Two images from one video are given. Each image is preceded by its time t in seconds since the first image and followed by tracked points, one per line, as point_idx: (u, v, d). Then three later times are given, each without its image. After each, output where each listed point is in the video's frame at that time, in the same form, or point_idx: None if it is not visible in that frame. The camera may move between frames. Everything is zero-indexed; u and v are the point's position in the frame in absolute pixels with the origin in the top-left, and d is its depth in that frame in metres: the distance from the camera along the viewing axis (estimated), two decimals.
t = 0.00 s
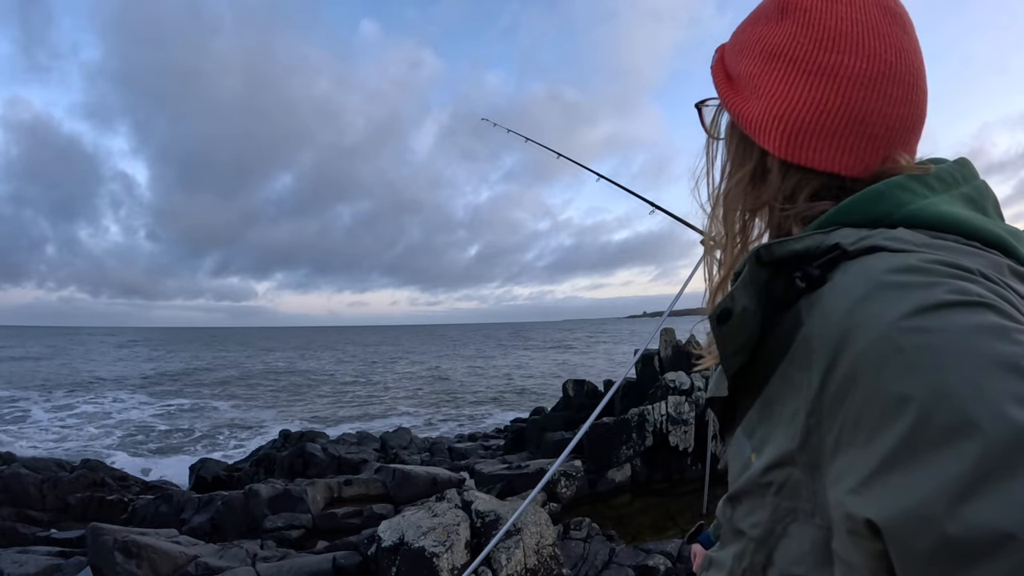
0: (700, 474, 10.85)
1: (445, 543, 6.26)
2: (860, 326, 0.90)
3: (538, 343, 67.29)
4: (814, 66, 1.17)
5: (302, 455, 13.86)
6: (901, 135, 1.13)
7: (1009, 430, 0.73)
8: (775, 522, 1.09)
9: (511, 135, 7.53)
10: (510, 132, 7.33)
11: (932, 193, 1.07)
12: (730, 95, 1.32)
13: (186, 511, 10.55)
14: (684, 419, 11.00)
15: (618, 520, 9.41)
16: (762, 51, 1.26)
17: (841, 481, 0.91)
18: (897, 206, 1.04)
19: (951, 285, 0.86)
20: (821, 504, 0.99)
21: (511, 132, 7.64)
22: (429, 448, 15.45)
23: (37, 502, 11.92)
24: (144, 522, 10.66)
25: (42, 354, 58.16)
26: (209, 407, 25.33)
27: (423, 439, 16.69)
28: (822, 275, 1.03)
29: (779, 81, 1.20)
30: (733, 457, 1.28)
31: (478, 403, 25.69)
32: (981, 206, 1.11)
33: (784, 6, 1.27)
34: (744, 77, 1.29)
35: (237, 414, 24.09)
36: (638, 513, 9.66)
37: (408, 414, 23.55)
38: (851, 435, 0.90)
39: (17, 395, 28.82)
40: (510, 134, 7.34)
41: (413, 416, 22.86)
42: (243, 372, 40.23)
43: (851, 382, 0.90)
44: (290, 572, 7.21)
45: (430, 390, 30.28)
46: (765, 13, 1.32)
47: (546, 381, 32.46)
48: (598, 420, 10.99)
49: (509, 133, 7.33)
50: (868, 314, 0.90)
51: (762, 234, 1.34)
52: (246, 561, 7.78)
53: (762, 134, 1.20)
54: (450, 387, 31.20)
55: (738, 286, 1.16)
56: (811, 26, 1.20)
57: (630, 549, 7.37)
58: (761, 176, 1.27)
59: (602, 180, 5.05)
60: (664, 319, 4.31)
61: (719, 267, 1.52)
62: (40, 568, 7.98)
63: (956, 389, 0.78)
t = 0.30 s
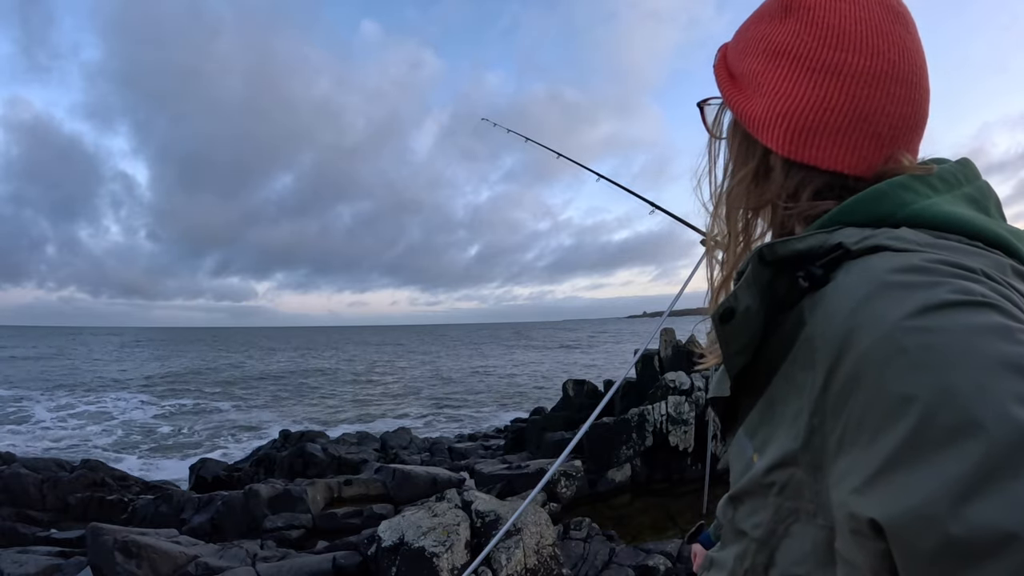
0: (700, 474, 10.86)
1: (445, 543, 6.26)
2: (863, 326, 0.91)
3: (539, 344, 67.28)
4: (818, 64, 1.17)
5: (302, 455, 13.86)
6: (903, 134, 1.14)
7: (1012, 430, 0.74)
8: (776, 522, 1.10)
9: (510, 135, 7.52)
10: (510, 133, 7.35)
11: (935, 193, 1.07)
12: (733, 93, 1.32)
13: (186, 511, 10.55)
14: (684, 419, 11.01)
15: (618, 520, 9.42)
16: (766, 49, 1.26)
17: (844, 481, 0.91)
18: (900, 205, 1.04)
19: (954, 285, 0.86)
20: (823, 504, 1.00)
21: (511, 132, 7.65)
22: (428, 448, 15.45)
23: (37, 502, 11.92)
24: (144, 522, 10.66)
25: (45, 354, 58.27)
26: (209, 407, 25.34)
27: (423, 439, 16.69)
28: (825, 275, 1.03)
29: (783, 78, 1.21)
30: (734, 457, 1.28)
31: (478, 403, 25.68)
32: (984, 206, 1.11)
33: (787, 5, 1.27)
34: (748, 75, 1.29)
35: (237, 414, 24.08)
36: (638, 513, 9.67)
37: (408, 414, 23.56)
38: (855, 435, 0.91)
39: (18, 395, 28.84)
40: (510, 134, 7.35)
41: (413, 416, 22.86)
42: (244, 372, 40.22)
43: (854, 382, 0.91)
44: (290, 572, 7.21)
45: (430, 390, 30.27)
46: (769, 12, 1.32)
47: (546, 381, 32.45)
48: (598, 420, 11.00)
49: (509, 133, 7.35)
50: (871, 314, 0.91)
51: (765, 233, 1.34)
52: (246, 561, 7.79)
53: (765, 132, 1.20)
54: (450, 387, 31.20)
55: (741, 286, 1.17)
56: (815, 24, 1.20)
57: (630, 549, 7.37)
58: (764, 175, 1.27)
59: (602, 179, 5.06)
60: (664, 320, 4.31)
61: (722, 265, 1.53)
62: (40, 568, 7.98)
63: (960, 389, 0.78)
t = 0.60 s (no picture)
0: (701, 474, 10.86)
1: (445, 543, 6.27)
2: (866, 325, 0.92)
3: (539, 344, 67.28)
4: (822, 64, 1.18)
5: (302, 455, 13.88)
6: (907, 134, 1.15)
7: (1012, 429, 0.75)
8: (778, 520, 1.11)
9: (510, 134, 7.53)
10: (511, 133, 7.36)
11: (938, 193, 1.08)
12: (736, 93, 1.34)
13: (186, 511, 10.58)
14: (684, 419, 11.01)
15: (618, 520, 9.42)
16: (770, 49, 1.28)
17: (846, 481, 0.92)
18: (902, 205, 1.06)
19: (956, 285, 0.87)
20: (825, 504, 1.01)
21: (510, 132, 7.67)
22: (428, 448, 15.45)
23: (37, 502, 11.93)
24: (145, 522, 10.68)
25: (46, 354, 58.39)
26: (210, 407, 25.35)
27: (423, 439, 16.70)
28: (828, 274, 1.04)
29: (786, 78, 1.22)
30: (736, 456, 1.29)
31: (478, 403, 25.68)
32: (986, 206, 1.12)
33: (790, 5, 1.28)
34: (751, 75, 1.31)
35: (237, 414, 24.09)
36: (638, 513, 9.68)
37: (408, 414, 23.57)
38: (856, 434, 0.92)
39: (19, 395, 28.85)
40: (510, 134, 7.36)
41: (413, 416, 22.87)
42: (244, 373, 40.24)
43: (857, 382, 0.92)
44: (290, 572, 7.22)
45: (431, 390, 30.28)
46: (773, 12, 1.34)
47: (546, 381, 32.47)
48: (598, 420, 11.01)
49: (510, 133, 7.36)
50: (874, 313, 0.92)
51: (768, 233, 1.36)
52: (246, 561, 7.80)
53: (769, 131, 1.21)
54: (450, 387, 31.20)
55: (744, 285, 1.18)
56: (818, 24, 1.21)
57: (630, 549, 7.38)
58: (768, 175, 1.29)
59: (601, 178, 5.07)
60: (663, 319, 4.32)
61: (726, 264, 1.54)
62: (40, 568, 8.00)
63: (963, 390, 0.79)
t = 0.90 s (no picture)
0: (701, 474, 10.86)
1: (445, 543, 6.28)
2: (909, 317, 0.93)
3: (539, 344, 67.28)
4: (856, 48, 1.30)
5: (302, 455, 13.89)
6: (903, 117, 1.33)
7: None
8: (799, 517, 1.10)
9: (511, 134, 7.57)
10: (510, 133, 7.39)
11: (957, 188, 1.10)
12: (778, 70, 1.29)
13: (186, 511, 10.59)
14: (684, 419, 11.01)
15: (618, 520, 9.43)
16: (801, 33, 1.32)
17: (882, 475, 0.93)
18: (930, 199, 1.07)
19: (996, 280, 0.88)
20: (852, 500, 1.01)
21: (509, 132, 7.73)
22: (428, 448, 15.46)
23: (37, 502, 11.94)
24: (145, 522, 10.69)
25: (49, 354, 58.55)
26: (210, 407, 25.37)
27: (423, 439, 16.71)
28: (858, 267, 1.06)
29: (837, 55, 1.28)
30: (752, 452, 1.30)
31: (478, 403, 25.68)
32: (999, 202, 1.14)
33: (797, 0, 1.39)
34: (790, 55, 1.30)
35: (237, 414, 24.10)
36: (638, 513, 9.68)
37: (408, 414, 23.57)
38: (893, 428, 0.93)
39: (19, 395, 28.89)
40: (509, 134, 7.39)
41: (413, 416, 22.88)
42: (245, 372, 40.27)
43: (896, 375, 0.93)
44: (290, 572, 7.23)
45: (430, 390, 30.28)
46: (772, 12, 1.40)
47: (546, 381, 32.45)
48: (598, 420, 11.02)
49: (509, 133, 7.39)
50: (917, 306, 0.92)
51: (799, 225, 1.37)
52: (246, 561, 7.80)
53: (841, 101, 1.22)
54: (449, 386, 31.20)
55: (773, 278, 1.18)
56: (835, 17, 1.34)
57: (630, 549, 7.39)
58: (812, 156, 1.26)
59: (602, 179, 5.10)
60: (665, 319, 4.34)
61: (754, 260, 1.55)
62: (40, 568, 8.01)
63: (1007, 382, 0.79)
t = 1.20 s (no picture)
0: (701, 474, 10.86)
1: (445, 543, 6.28)
2: (891, 294, 0.93)
3: (539, 344, 67.28)
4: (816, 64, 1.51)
5: (302, 455, 13.90)
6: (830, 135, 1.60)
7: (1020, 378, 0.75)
8: (790, 491, 1.10)
9: (511, 135, 7.59)
10: (512, 133, 7.44)
11: (919, 183, 1.13)
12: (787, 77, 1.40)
13: (186, 511, 10.59)
14: (684, 419, 11.02)
15: (618, 520, 9.43)
16: (781, 49, 1.47)
17: (866, 436, 0.92)
18: (900, 194, 1.10)
19: (964, 260, 0.90)
20: (840, 466, 1.00)
21: (510, 132, 7.76)
22: (429, 448, 15.46)
23: (37, 502, 11.93)
24: (144, 522, 10.70)
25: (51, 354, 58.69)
26: (211, 407, 25.37)
27: (423, 439, 16.72)
28: (843, 259, 1.06)
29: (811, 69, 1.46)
30: (740, 438, 1.29)
31: (479, 403, 25.67)
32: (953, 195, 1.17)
33: (766, 22, 1.55)
34: (786, 67, 1.43)
35: (238, 414, 24.11)
36: (638, 513, 9.68)
37: (409, 414, 23.58)
38: (876, 397, 0.92)
39: (20, 395, 28.89)
40: (511, 135, 7.46)
41: (413, 416, 22.88)
42: (246, 373, 40.28)
43: (878, 349, 0.93)
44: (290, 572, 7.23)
45: (431, 390, 30.28)
46: (747, 27, 1.53)
47: (547, 381, 32.46)
48: (598, 420, 11.03)
49: (511, 133, 7.45)
50: (896, 285, 0.93)
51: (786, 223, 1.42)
52: (246, 561, 7.80)
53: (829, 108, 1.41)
54: (450, 387, 31.20)
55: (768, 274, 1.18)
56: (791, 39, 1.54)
57: (630, 549, 7.38)
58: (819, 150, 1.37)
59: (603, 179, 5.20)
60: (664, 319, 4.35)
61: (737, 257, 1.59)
62: (40, 568, 8.01)
63: (975, 341, 0.80)
